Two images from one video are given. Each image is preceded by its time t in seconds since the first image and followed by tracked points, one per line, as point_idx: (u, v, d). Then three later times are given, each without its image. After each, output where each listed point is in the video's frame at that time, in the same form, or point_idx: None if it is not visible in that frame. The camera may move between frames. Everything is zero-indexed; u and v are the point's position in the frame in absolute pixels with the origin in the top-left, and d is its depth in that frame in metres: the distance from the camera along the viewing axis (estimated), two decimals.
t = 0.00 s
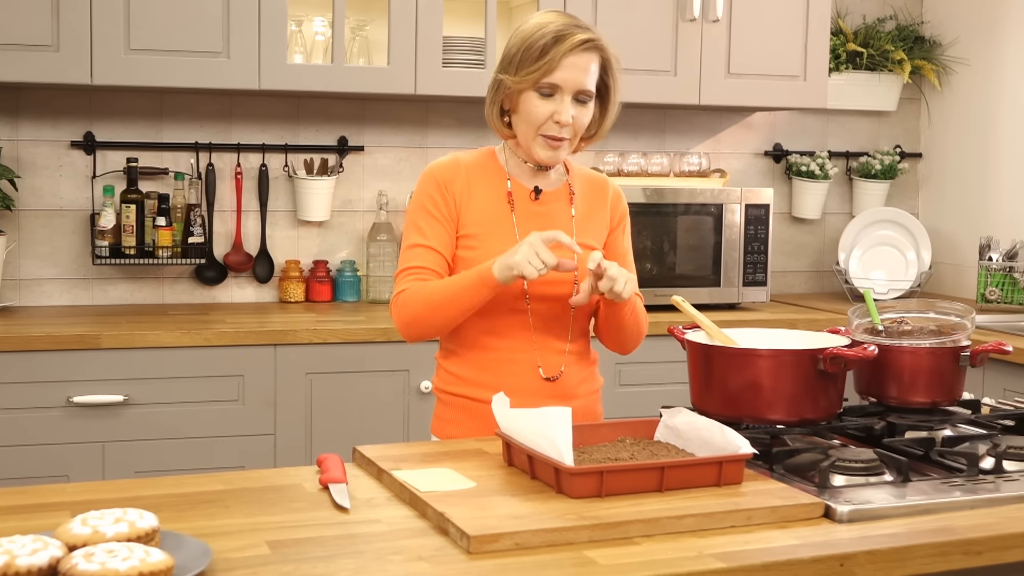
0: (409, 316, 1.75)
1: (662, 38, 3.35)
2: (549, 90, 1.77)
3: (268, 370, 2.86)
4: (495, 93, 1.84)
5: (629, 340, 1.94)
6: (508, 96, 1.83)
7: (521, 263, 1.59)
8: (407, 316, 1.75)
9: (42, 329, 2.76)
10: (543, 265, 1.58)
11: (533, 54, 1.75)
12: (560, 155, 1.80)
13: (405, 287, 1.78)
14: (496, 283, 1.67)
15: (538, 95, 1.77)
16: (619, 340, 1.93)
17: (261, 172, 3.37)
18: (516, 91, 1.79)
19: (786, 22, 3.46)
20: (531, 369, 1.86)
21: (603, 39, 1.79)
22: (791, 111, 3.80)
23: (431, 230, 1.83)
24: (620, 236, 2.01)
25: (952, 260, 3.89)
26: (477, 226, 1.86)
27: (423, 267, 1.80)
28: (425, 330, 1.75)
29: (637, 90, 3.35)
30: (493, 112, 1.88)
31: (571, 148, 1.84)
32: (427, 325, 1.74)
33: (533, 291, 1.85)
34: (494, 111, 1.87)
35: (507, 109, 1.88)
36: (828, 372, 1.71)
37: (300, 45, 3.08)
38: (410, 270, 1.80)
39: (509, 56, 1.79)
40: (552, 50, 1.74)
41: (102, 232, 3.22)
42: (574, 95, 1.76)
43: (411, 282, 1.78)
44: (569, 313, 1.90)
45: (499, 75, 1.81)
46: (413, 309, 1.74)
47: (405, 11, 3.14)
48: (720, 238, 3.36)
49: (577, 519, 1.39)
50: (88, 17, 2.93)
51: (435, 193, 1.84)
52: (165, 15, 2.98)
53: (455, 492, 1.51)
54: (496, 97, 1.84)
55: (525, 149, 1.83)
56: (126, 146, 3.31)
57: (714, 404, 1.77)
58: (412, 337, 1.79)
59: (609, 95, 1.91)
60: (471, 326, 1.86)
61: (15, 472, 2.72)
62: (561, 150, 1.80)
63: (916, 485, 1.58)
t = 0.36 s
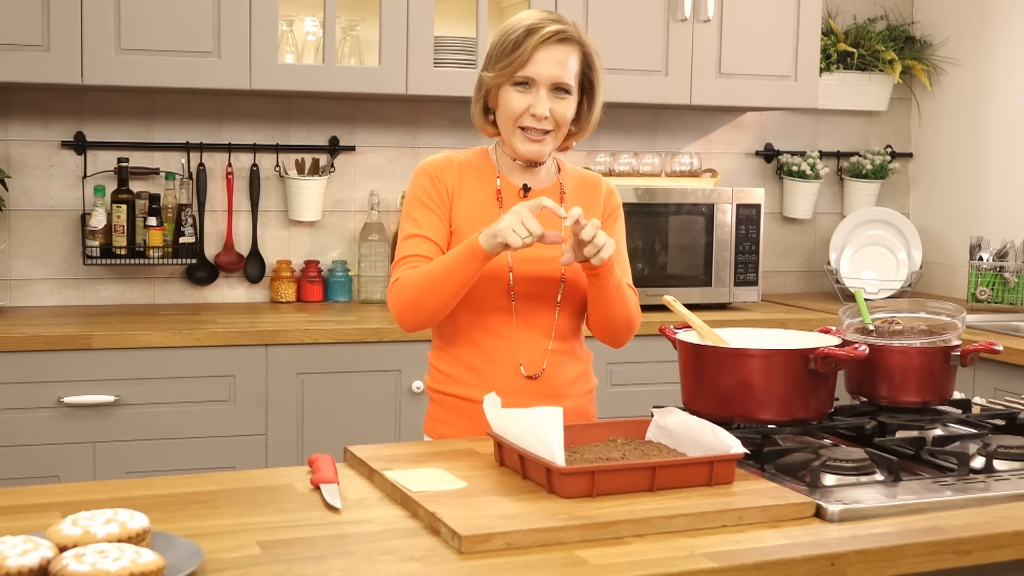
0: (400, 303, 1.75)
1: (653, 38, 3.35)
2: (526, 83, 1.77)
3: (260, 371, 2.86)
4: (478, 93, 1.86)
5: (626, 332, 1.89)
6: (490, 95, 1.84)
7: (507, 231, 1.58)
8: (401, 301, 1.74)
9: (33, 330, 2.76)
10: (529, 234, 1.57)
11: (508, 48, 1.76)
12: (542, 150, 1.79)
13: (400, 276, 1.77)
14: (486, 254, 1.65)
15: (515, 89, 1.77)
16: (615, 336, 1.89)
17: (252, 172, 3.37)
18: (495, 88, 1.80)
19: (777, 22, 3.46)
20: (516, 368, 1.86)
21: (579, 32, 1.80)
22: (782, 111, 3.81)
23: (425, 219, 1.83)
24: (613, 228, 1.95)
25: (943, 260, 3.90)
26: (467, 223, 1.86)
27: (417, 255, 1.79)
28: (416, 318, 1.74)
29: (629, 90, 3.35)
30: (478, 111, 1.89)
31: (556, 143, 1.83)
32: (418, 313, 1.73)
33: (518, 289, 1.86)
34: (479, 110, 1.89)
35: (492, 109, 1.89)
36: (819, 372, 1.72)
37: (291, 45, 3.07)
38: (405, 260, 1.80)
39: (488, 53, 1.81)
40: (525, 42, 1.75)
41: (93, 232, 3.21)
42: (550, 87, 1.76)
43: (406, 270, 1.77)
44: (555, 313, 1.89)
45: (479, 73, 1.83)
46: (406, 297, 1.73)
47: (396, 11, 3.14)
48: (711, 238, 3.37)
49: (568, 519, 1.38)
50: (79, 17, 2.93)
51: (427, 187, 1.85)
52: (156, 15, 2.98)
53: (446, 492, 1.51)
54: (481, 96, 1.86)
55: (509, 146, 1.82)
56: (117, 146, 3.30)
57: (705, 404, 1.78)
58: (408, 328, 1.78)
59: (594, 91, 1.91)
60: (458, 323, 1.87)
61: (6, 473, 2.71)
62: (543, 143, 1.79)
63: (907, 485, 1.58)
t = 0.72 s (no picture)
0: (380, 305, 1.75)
1: (645, 38, 3.36)
2: (522, 86, 1.77)
3: (253, 371, 2.86)
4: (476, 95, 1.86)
5: (618, 341, 1.90)
6: (487, 97, 1.84)
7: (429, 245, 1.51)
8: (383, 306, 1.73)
9: (25, 330, 2.76)
10: (438, 247, 1.50)
11: (505, 50, 1.77)
12: (537, 152, 1.78)
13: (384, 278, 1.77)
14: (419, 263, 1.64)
15: (511, 91, 1.78)
16: (606, 342, 1.89)
17: (245, 172, 3.37)
18: (491, 89, 1.80)
19: (769, 21, 3.46)
20: (508, 368, 1.86)
21: (576, 35, 1.80)
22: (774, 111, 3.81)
23: (413, 224, 1.84)
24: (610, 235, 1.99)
25: (935, 260, 3.91)
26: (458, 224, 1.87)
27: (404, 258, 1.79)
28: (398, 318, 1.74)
29: (621, 90, 3.35)
30: (475, 113, 1.90)
31: (551, 146, 1.82)
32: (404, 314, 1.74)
33: (511, 290, 1.86)
34: (477, 111, 1.89)
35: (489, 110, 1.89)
36: (812, 371, 1.72)
37: (283, 45, 3.07)
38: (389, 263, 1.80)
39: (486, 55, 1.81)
40: (521, 45, 1.75)
41: (85, 232, 3.21)
42: (546, 90, 1.76)
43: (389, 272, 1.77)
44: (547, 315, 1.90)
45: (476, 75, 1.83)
46: (385, 296, 1.73)
47: (388, 11, 3.13)
48: (704, 238, 3.37)
49: (561, 519, 1.38)
50: (71, 17, 2.92)
51: (418, 189, 1.86)
52: (148, 15, 2.97)
53: (439, 492, 1.51)
54: (478, 97, 1.86)
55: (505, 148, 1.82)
56: (109, 146, 3.30)
57: (696, 403, 1.77)
58: (392, 330, 1.78)
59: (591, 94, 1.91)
60: (450, 322, 1.87)
61: None
62: (539, 146, 1.78)
63: (899, 484, 1.59)
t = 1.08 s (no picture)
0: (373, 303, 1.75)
1: (639, 39, 3.36)
2: (509, 80, 1.77)
3: (247, 371, 2.85)
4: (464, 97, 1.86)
5: (611, 343, 1.90)
6: (475, 96, 1.84)
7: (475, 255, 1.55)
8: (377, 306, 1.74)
9: (18, 331, 2.75)
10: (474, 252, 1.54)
11: (487, 46, 1.77)
12: (532, 143, 1.77)
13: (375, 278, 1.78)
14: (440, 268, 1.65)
15: (499, 87, 1.78)
16: (597, 343, 1.88)
17: (238, 172, 3.37)
18: (479, 88, 1.81)
19: (762, 21, 3.47)
20: (498, 368, 1.86)
21: (557, 23, 1.80)
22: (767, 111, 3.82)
23: (404, 224, 1.84)
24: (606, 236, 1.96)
25: (928, 260, 3.92)
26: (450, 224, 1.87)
27: (393, 258, 1.80)
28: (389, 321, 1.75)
29: (615, 90, 3.36)
30: (464, 115, 1.90)
31: (545, 138, 1.82)
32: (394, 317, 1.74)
33: (502, 289, 1.86)
34: (466, 113, 1.89)
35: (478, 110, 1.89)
36: (805, 371, 1.72)
37: (276, 44, 3.07)
38: (382, 262, 1.80)
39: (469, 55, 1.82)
40: (503, 39, 1.76)
41: (78, 232, 3.20)
42: (533, 80, 1.76)
43: (380, 273, 1.77)
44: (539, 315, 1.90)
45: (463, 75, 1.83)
46: (378, 298, 1.74)
47: (382, 10, 3.13)
48: (698, 237, 3.37)
49: (555, 518, 1.38)
50: (64, 17, 2.92)
51: (411, 189, 1.86)
52: (141, 15, 2.97)
53: (432, 492, 1.51)
54: (466, 98, 1.86)
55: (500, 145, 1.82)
56: (102, 146, 3.30)
57: (691, 403, 1.77)
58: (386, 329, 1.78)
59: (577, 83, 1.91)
60: (443, 323, 1.87)
61: None
62: (533, 138, 1.78)
63: (892, 484, 1.59)
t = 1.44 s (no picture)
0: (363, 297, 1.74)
1: (634, 38, 3.36)
2: (492, 83, 1.77)
3: (242, 371, 2.85)
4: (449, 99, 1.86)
5: (615, 337, 1.89)
6: (459, 98, 1.84)
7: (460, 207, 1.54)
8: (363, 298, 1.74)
9: (12, 331, 2.75)
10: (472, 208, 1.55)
11: (470, 50, 1.77)
12: (516, 146, 1.77)
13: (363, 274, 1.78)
14: (434, 243, 1.64)
15: (483, 90, 1.78)
16: (592, 339, 1.88)
17: (233, 172, 3.36)
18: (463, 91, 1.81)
19: (757, 21, 3.47)
20: (491, 367, 1.86)
21: (540, 25, 1.80)
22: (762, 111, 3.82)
23: (392, 221, 1.83)
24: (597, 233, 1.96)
25: (922, 259, 3.93)
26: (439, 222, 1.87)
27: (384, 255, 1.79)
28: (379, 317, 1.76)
29: (610, 90, 3.36)
30: (448, 116, 1.90)
31: (528, 140, 1.82)
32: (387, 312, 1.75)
33: (493, 287, 1.86)
34: (450, 115, 1.89)
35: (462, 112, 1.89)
36: (799, 370, 1.72)
37: (271, 44, 3.07)
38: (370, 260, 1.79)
39: (453, 58, 1.82)
40: (486, 43, 1.76)
41: (73, 232, 3.20)
42: (517, 84, 1.76)
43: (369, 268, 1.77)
44: (532, 313, 1.90)
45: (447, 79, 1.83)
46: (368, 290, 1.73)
47: (377, 10, 3.13)
48: (692, 237, 3.38)
49: (550, 518, 1.38)
50: (58, 16, 2.92)
51: (399, 188, 1.86)
52: (135, 15, 2.97)
53: (427, 492, 1.51)
54: (449, 100, 1.86)
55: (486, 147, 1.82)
56: (96, 146, 3.29)
57: (685, 403, 1.77)
58: (374, 325, 1.78)
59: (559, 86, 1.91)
60: (436, 322, 1.88)
61: None
62: (518, 141, 1.78)
63: (886, 483, 1.58)
